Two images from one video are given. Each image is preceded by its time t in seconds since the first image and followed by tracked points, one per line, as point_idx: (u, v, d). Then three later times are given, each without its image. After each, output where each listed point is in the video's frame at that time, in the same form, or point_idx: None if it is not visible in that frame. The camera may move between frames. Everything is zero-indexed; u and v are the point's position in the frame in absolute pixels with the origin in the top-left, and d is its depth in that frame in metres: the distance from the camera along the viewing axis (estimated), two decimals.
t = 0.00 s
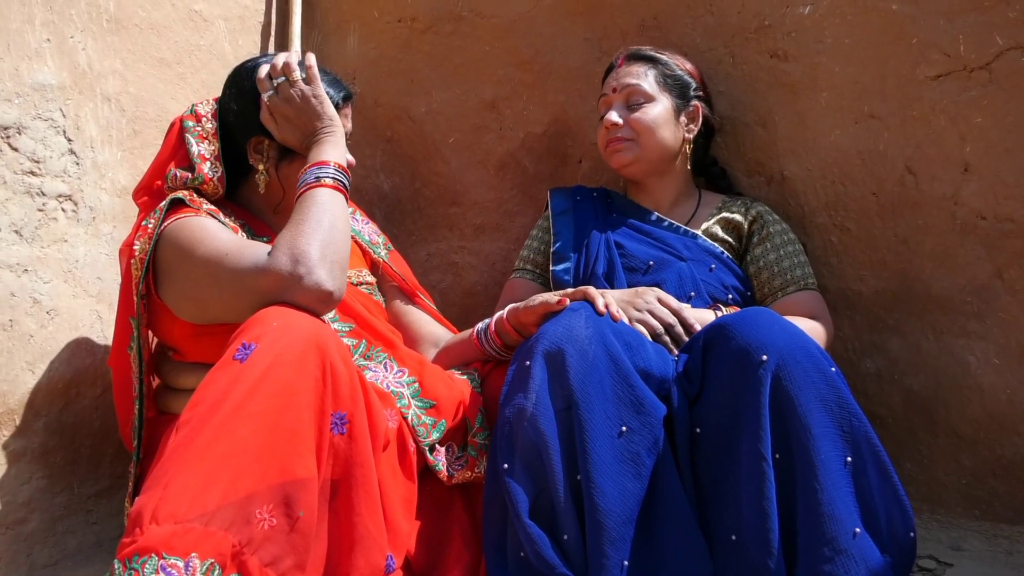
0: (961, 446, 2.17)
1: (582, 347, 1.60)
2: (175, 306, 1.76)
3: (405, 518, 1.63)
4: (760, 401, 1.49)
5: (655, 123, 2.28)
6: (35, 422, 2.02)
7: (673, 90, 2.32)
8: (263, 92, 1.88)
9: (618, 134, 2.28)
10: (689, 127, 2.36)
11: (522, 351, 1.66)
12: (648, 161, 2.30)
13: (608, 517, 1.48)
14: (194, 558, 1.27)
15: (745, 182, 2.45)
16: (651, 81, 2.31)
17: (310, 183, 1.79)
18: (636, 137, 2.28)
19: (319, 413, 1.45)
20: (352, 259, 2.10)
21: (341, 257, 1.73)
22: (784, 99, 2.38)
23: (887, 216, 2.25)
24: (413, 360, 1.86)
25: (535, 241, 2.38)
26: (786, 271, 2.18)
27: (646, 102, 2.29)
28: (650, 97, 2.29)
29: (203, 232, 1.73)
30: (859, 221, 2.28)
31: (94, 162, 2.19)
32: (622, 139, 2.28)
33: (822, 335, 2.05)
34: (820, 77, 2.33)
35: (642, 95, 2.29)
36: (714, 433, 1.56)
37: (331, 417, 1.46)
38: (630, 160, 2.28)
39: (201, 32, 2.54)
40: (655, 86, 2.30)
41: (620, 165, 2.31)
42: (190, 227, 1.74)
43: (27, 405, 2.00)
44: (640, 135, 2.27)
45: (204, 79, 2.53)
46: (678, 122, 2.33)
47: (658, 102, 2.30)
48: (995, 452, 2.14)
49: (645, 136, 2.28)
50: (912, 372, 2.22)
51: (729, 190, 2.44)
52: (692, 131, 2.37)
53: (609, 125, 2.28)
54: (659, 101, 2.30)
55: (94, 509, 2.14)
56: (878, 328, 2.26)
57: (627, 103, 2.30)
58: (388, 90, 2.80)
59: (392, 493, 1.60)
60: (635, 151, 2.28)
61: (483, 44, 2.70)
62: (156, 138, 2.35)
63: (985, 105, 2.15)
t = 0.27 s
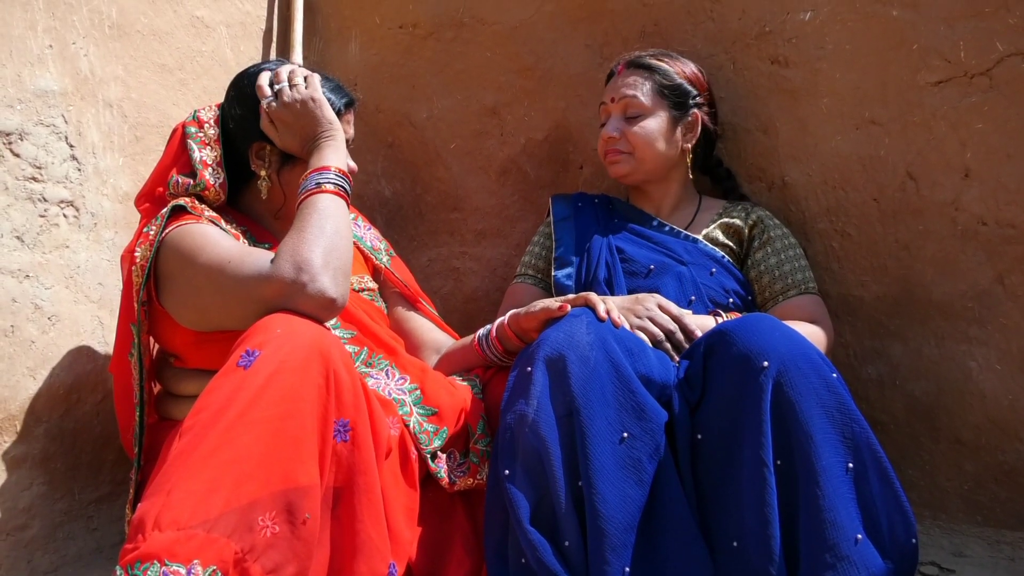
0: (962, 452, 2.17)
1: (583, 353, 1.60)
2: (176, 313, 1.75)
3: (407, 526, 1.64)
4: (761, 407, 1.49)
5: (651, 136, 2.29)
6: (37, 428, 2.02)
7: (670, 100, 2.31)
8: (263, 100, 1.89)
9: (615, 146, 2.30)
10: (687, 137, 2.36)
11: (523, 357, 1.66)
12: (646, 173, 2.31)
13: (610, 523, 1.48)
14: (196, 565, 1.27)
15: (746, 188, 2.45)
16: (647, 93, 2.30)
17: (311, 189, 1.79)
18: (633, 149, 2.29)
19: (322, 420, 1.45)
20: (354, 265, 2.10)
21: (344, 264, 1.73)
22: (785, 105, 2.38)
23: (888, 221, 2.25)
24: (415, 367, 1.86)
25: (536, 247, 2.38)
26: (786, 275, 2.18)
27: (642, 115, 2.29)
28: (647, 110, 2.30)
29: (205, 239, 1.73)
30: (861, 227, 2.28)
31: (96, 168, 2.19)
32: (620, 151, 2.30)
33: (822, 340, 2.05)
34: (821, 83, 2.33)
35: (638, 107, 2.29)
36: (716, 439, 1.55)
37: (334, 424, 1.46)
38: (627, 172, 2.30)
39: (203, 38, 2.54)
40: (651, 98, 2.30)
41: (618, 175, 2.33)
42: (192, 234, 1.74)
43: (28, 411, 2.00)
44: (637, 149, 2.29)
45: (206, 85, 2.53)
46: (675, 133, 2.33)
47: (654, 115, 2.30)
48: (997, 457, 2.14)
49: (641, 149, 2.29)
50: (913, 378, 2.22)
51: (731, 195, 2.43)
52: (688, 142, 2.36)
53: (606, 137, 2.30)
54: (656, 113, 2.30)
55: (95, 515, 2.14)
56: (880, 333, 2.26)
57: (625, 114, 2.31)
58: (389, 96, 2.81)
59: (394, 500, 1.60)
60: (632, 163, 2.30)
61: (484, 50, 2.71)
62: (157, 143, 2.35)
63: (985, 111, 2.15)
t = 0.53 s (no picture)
0: (963, 457, 2.17)
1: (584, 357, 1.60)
2: (177, 317, 1.76)
3: (408, 530, 1.64)
4: (761, 411, 1.49)
5: (656, 141, 2.29)
6: (37, 432, 2.02)
7: (680, 107, 2.32)
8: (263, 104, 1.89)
9: (620, 146, 2.30)
10: (692, 146, 2.37)
11: (523, 361, 1.66)
12: (647, 177, 2.32)
13: (611, 528, 1.48)
14: (197, 569, 1.27)
15: (747, 193, 2.45)
16: (658, 97, 2.31)
17: (312, 194, 1.79)
18: (637, 152, 2.29)
19: (323, 424, 1.45)
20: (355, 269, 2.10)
21: (345, 268, 1.73)
22: (786, 109, 2.39)
23: (889, 226, 2.25)
24: (415, 371, 1.86)
25: (538, 251, 2.38)
26: (786, 278, 2.18)
27: (649, 119, 2.30)
28: (655, 114, 2.30)
29: (206, 244, 1.73)
30: (861, 232, 2.28)
31: (97, 172, 2.19)
32: (624, 152, 2.30)
33: (822, 343, 2.05)
34: (822, 88, 2.33)
35: (647, 110, 2.30)
36: (717, 443, 1.55)
37: (335, 428, 1.46)
38: (629, 175, 2.30)
39: (204, 42, 2.54)
40: (661, 103, 2.30)
41: (618, 176, 2.32)
42: (193, 238, 1.74)
43: (28, 415, 2.00)
44: (641, 151, 2.29)
45: (207, 90, 2.53)
46: (680, 141, 2.34)
47: (661, 120, 2.31)
48: (998, 462, 2.13)
49: (645, 153, 2.29)
50: (914, 382, 2.22)
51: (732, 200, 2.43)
52: (693, 151, 2.37)
53: (611, 136, 2.29)
54: (663, 119, 2.30)
55: (95, 519, 2.14)
56: (880, 338, 2.26)
57: (632, 115, 2.31)
58: (390, 100, 2.81)
59: (395, 504, 1.60)
60: (635, 166, 2.30)
61: (486, 55, 2.71)
62: (159, 147, 2.35)
63: (986, 116, 2.15)
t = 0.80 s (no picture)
0: (963, 457, 2.17)
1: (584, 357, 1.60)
2: (177, 317, 1.75)
3: (407, 530, 1.64)
4: (762, 411, 1.48)
5: (661, 136, 2.29)
6: (37, 432, 2.01)
7: (687, 106, 2.32)
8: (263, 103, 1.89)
9: (624, 139, 2.29)
10: (696, 147, 2.37)
11: (523, 361, 1.66)
12: (648, 174, 2.31)
13: (610, 528, 1.48)
14: (196, 569, 1.27)
15: (748, 194, 2.45)
16: (667, 93, 2.31)
17: (311, 194, 1.79)
18: (641, 146, 2.29)
19: (322, 424, 1.45)
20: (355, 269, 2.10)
21: (344, 268, 1.72)
22: (786, 110, 2.38)
23: (889, 226, 2.25)
24: (415, 370, 1.85)
25: (538, 251, 2.38)
26: (787, 278, 2.17)
27: (656, 114, 2.30)
28: (662, 109, 2.30)
29: (205, 243, 1.73)
30: (861, 232, 2.28)
31: (97, 172, 2.19)
32: (627, 145, 2.29)
33: (821, 343, 2.05)
34: (822, 88, 2.33)
35: (655, 105, 2.30)
36: (717, 443, 1.55)
37: (335, 428, 1.46)
38: (631, 170, 2.30)
39: (204, 42, 2.54)
40: (669, 99, 2.31)
41: (619, 171, 2.32)
42: (192, 237, 1.74)
43: (28, 415, 2.00)
44: (645, 146, 2.28)
45: (207, 90, 2.53)
46: (684, 141, 2.33)
47: (668, 116, 2.30)
48: (998, 463, 2.13)
49: (649, 148, 2.28)
50: (914, 383, 2.22)
51: (732, 201, 2.43)
52: (698, 150, 2.38)
53: (616, 127, 2.29)
54: (670, 116, 2.30)
55: (95, 519, 2.13)
56: (881, 338, 2.26)
57: (639, 109, 2.31)
58: (390, 100, 2.81)
59: (394, 504, 1.60)
60: (638, 161, 2.29)
61: (486, 55, 2.71)
62: (158, 147, 2.35)
63: (986, 117, 2.15)
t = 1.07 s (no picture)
0: (963, 456, 2.17)
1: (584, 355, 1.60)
2: (176, 315, 1.75)
3: (407, 528, 1.64)
4: (761, 410, 1.48)
5: (663, 130, 2.29)
6: (37, 430, 2.01)
7: (690, 102, 2.33)
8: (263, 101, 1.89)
9: (626, 131, 2.29)
10: (698, 143, 2.38)
11: (523, 359, 1.66)
12: (649, 168, 2.30)
13: (610, 525, 1.48)
14: (196, 566, 1.27)
15: (747, 192, 2.45)
16: (670, 88, 2.32)
17: (310, 192, 1.79)
18: (643, 139, 2.28)
19: (322, 422, 1.45)
20: (355, 266, 2.09)
21: (343, 265, 1.72)
22: (786, 108, 2.38)
23: (889, 225, 2.25)
24: (415, 367, 1.85)
25: (538, 249, 2.38)
26: (787, 276, 2.17)
27: (659, 107, 2.30)
28: (665, 103, 2.30)
29: (205, 241, 1.73)
30: (861, 230, 2.28)
31: (96, 170, 2.19)
32: (629, 138, 2.29)
33: (821, 341, 2.05)
34: (822, 86, 2.33)
35: (658, 98, 2.30)
36: (716, 441, 1.55)
37: (334, 425, 1.46)
38: (632, 163, 2.29)
39: (203, 40, 2.54)
40: (672, 94, 2.31)
41: (620, 164, 2.31)
42: (192, 235, 1.74)
43: (27, 413, 2.00)
44: (646, 138, 2.28)
45: (206, 88, 2.53)
46: (686, 136, 2.33)
47: (671, 110, 2.31)
48: (997, 461, 2.13)
49: (651, 141, 2.28)
50: (914, 381, 2.22)
51: (732, 200, 2.43)
52: (700, 146, 2.38)
53: (619, 120, 2.28)
54: (673, 110, 2.30)
55: (95, 517, 2.13)
56: (880, 336, 2.26)
57: (642, 102, 2.31)
58: (389, 98, 2.81)
59: (394, 502, 1.60)
60: (640, 154, 2.29)
61: (485, 53, 2.71)
62: (158, 145, 2.35)
63: (986, 115, 2.15)
